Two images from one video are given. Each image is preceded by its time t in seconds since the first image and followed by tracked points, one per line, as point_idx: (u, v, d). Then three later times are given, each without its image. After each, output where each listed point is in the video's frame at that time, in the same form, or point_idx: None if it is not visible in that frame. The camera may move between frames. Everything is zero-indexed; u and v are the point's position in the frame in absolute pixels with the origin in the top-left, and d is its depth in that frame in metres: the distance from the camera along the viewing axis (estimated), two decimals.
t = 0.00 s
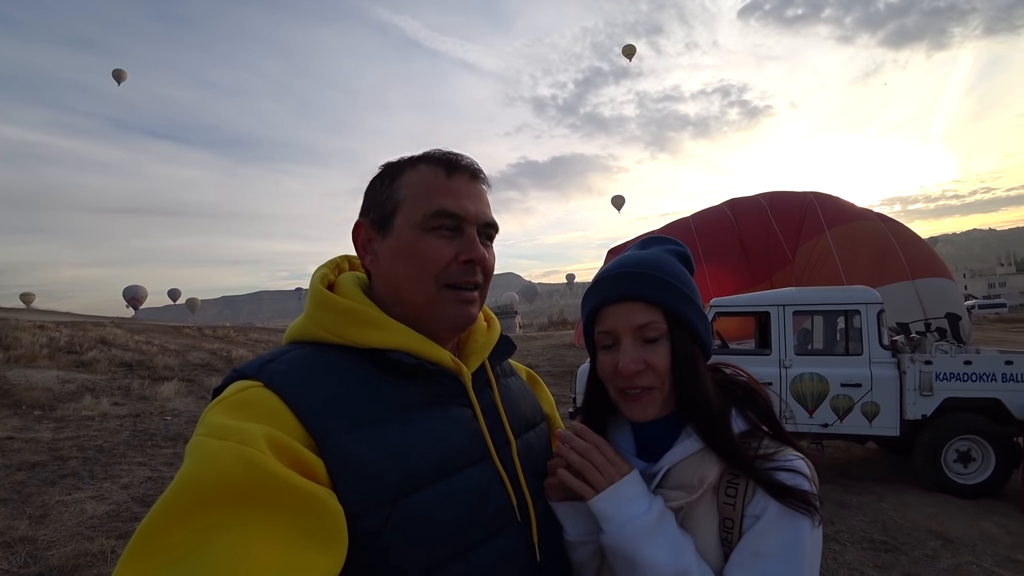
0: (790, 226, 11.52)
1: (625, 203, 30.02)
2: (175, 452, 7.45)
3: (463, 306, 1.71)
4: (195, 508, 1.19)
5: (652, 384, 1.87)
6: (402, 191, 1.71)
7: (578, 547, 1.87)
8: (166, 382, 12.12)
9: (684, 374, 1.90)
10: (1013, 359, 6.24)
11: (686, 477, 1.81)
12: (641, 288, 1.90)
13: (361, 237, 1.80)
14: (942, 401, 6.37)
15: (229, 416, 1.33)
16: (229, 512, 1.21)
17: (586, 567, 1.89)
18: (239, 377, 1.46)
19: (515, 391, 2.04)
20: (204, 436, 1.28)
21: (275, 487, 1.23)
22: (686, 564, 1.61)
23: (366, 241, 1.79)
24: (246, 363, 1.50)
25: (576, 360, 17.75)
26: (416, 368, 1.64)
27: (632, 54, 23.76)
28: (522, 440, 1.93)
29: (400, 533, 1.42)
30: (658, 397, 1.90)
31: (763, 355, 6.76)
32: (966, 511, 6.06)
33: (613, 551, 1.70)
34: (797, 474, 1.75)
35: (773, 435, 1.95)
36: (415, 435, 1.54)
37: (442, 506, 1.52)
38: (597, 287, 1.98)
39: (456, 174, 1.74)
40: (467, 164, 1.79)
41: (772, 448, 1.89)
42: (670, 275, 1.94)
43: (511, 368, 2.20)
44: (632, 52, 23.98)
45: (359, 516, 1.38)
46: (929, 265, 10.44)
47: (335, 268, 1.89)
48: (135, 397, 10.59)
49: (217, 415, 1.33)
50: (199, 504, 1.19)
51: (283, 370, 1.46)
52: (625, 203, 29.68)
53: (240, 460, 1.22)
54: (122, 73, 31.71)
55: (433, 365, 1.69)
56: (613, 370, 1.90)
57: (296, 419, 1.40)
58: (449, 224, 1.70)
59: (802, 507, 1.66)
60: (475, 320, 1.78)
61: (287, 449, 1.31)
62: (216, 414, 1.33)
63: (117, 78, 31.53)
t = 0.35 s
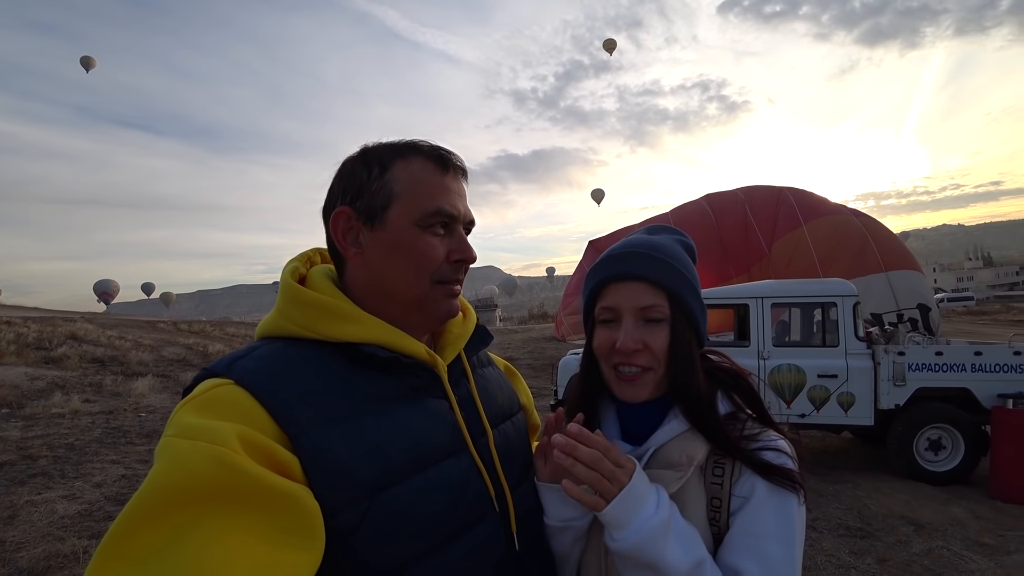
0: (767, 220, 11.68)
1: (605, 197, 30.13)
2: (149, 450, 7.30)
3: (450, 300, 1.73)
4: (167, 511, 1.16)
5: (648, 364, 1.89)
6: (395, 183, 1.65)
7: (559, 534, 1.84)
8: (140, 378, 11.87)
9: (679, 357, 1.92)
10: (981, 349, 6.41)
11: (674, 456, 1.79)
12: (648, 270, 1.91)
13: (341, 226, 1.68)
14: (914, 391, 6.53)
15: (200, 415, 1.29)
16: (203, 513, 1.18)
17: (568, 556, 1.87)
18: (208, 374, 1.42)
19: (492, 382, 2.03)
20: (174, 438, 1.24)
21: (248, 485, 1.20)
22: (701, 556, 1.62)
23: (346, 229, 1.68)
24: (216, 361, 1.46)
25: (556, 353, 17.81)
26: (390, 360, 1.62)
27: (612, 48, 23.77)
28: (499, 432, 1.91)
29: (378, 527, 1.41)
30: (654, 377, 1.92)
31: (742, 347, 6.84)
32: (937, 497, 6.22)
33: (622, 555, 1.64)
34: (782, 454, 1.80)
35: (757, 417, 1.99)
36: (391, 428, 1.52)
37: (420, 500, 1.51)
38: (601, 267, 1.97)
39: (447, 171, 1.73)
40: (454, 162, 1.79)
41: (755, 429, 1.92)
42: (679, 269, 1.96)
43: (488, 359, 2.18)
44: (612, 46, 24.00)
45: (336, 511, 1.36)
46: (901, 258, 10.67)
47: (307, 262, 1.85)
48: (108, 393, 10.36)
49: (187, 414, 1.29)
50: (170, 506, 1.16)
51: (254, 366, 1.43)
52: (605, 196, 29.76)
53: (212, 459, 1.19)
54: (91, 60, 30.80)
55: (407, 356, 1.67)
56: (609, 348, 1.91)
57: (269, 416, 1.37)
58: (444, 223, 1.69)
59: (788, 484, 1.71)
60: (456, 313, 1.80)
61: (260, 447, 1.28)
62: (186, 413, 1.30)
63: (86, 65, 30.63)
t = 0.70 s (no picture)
0: (760, 224, 11.72)
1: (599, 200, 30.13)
2: (140, 451, 7.25)
3: (441, 292, 1.70)
4: (155, 505, 1.14)
5: (633, 355, 1.90)
6: (380, 173, 1.64)
7: (544, 534, 1.87)
8: (131, 378, 11.78)
9: (666, 350, 1.93)
10: (973, 353, 6.45)
11: (658, 447, 1.80)
12: (636, 262, 1.91)
13: (329, 220, 1.68)
14: (906, 394, 6.56)
15: (190, 408, 1.28)
16: (192, 508, 1.16)
17: (553, 555, 1.89)
18: (199, 367, 1.41)
19: (483, 381, 2.02)
20: (163, 431, 1.23)
21: (238, 480, 1.19)
22: (661, 537, 1.61)
23: (334, 223, 1.68)
24: (208, 353, 1.44)
25: (550, 355, 17.79)
26: (381, 357, 1.60)
27: (609, 52, 23.82)
28: (489, 431, 1.90)
29: (366, 525, 1.39)
30: (639, 369, 1.93)
31: (736, 350, 6.85)
32: (928, 500, 6.25)
33: (586, 526, 1.71)
34: (764, 448, 1.80)
35: (741, 411, 2.00)
36: (380, 426, 1.51)
37: (409, 499, 1.49)
38: (590, 259, 1.99)
39: (433, 159, 1.71)
40: (441, 150, 1.77)
41: (739, 423, 1.93)
42: (669, 262, 1.96)
43: (480, 357, 2.17)
44: (609, 50, 24.05)
45: (326, 508, 1.35)
46: (892, 262, 10.76)
47: (301, 253, 1.83)
48: (98, 394, 10.28)
49: (177, 407, 1.27)
50: (159, 499, 1.14)
51: (246, 360, 1.41)
52: (599, 199, 29.76)
53: (202, 453, 1.17)
54: (85, 55, 30.56)
55: (399, 354, 1.65)
56: (595, 339, 1.93)
57: (259, 410, 1.35)
58: (430, 211, 1.68)
59: (768, 477, 1.71)
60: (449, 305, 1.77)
61: (250, 441, 1.27)
62: (176, 406, 1.28)
63: (81, 60, 30.43)
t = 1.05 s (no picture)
0: (760, 224, 11.71)
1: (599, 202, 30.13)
2: (143, 459, 7.24)
3: (436, 298, 1.67)
4: (157, 514, 1.14)
5: (609, 342, 1.92)
6: (371, 179, 1.64)
7: (543, 538, 1.84)
8: (134, 386, 11.78)
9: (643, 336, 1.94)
10: (976, 350, 6.43)
11: (656, 437, 1.79)
12: (592, 254, 1.97)
13: (326, 229, 1.70)
14: (909, 392, 6.54)
15: (191, 415, 1.27)
16: (192, 518, 1.15)
17: (552, 560, 1.87)
18: (198, 374, 1.40)
19: (485, 388, 2.01)
20: (164, 440, 1.22)
21: (238, 491, 1.19)
22: (659, 524, 1.62)
23: (332, 232, 1.70)
24: (207, 361, 1.43)
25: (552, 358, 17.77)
26: (381, 367, 1.60)
27: (607, 54, 23.85)
28: (489, 439, 1.89)
29: (363, 538, 1.38)
30: (618, 356, 1.95)
31: (738, 350, 6.84)
32: (934, 499, 6.23)
33: (585, 518, 1.72)
34: (762, 428, 1.81)
35: (735, 395, 2.00)
36: (378, 437, 1.50)
37: (406, 511, 1.48)
38: (554, 260, 2.04)
39: (427, 163, 1.69)
40: (437, 152, 1.74)
41: (734, 406, 1.93)
42: (628, 251, 2.00)
43: (481, 363, 2.17)
44: (607, 53, 24.10)
45: (323, 520, 1.34)
46: (893, 259, 10.76)
47: (302, 257, 1.83)
48: (101, 402, 10.28)
49: (177, 414, 1.26)
50: (160, 508, 1.14)
51: (245, 369, 1.40)
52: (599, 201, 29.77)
53: (203, 462, 1.17)
54: (85, 66, 30.58)
55: (400, 364, 1.65)
56: (571, 334, 1.95)
57: (259, 420, 1.34)
58: (422, 214, 1.66)
59: (768, 454, 1.71)
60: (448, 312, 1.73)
61: (250, 451, 1.26)
62: (176, 413, 1.27)
63: (82, 70, 30.45)
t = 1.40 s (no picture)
0: (766, 225, 11.67)
1: (603, 205, 30.08)
2: (151, 464, 7.27)
3: (410, 307, 1.64)
4: (171, 519, 1.14)
5: (594, 348, 1.94)
6: (356, 190, 1.68)
7: (553, 534, 1.85)
8: (142, 391, 11.84)
9: (628, 338, 1.96)
10: (986, 349, 6.38)
11: (655, 427, 1.81)
12: (565, 267, 1.99)
13: (332, 239, 1.80)
14: (919, 393, 6.48)
15: (202, 421, 1.27)
16: (205, 523, 1.16)
17: (565, 558, 1.88)
18: (208, 380, 1.40)
19: (494, 391, 2.01)
20: (176, 445, 1.22)
21: (249, 495, 1.19)
22: (661, 511, 1.63)
23: (336, 242, 1.79)
24: (217, 367, 1.44)
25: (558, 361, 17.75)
26: (391, 372, 1.60)
27: (611, 57, 23.84)
28: (499, 441, 1.89)
29: (375, 542, 1.38)
30: (606, 360, 1.97)
31: (745, 352, 6.81)
32: (946, 500, 6.17)
33: (588, 509, 1.71)
34: (756, 413, 1.83)
35: (727, 385, 2.03)
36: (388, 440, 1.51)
37: (418, 514, 1.48)
38: (539, 273, 2.06)
39: (408, 169, 1.67)
40: (421, 155, 1.71)
41: (728, 395, 1.95)
42: (600, 257, 2.03)
43: (489, 366, 2.17)
44: (611, 55, 24.07)
45: (334, 524, 1.35)
46: (901, 259, 10.70)
47: (309, 263, 1.84)
48: (110, 407, 10.35)
49: (188, 420, 1.27)
50: (171, 514, 1.14)
51: (255, 374, 1.41)
52: (603, 204, 29.75)
53: (215, 468, 1.17)
54: (93, 74, 30.77)
55: (408, 369, 1.65)
56: (560, 345, 1.97)
57: (270, 426, 1.35)
58: (397, 222, 1.64)
59: (761, 437, 1.73)
60: (433, 321, 1.69)
61: (260, 457, 1.27)
62: (187, 419, 1.27)
63: (90, 78, 30.67)
